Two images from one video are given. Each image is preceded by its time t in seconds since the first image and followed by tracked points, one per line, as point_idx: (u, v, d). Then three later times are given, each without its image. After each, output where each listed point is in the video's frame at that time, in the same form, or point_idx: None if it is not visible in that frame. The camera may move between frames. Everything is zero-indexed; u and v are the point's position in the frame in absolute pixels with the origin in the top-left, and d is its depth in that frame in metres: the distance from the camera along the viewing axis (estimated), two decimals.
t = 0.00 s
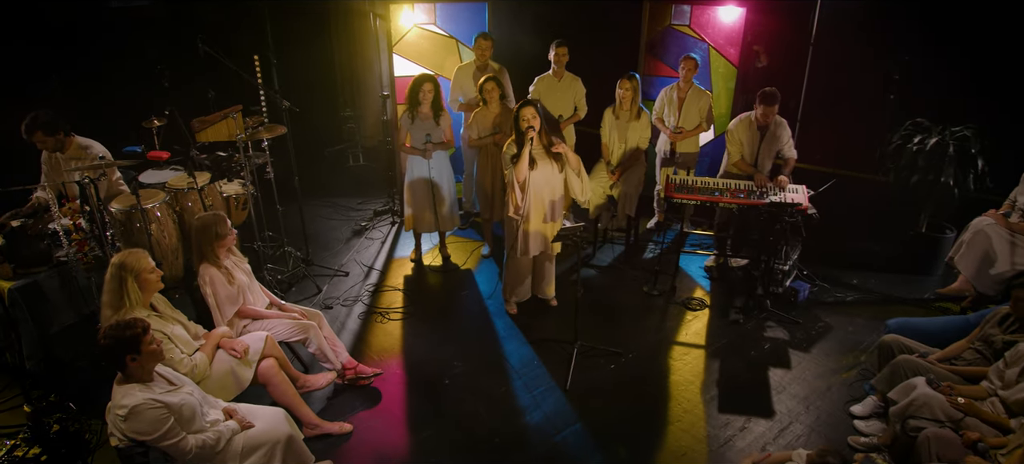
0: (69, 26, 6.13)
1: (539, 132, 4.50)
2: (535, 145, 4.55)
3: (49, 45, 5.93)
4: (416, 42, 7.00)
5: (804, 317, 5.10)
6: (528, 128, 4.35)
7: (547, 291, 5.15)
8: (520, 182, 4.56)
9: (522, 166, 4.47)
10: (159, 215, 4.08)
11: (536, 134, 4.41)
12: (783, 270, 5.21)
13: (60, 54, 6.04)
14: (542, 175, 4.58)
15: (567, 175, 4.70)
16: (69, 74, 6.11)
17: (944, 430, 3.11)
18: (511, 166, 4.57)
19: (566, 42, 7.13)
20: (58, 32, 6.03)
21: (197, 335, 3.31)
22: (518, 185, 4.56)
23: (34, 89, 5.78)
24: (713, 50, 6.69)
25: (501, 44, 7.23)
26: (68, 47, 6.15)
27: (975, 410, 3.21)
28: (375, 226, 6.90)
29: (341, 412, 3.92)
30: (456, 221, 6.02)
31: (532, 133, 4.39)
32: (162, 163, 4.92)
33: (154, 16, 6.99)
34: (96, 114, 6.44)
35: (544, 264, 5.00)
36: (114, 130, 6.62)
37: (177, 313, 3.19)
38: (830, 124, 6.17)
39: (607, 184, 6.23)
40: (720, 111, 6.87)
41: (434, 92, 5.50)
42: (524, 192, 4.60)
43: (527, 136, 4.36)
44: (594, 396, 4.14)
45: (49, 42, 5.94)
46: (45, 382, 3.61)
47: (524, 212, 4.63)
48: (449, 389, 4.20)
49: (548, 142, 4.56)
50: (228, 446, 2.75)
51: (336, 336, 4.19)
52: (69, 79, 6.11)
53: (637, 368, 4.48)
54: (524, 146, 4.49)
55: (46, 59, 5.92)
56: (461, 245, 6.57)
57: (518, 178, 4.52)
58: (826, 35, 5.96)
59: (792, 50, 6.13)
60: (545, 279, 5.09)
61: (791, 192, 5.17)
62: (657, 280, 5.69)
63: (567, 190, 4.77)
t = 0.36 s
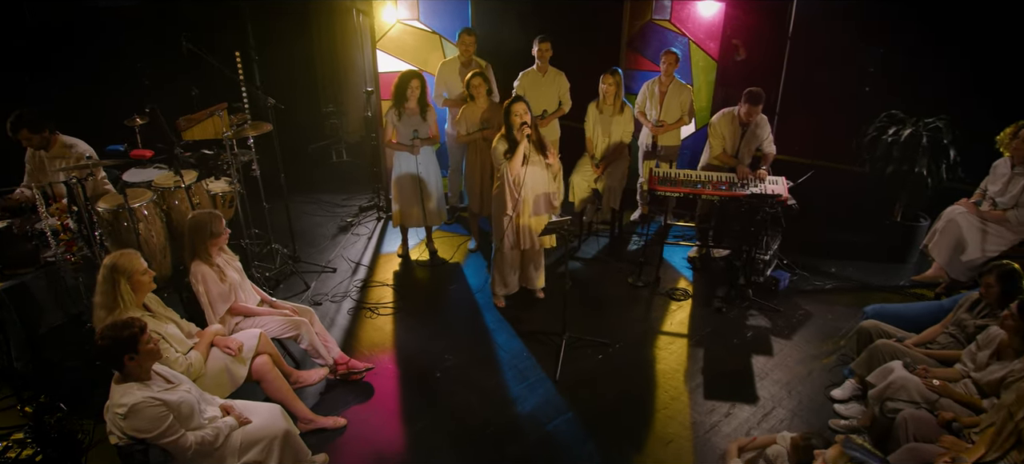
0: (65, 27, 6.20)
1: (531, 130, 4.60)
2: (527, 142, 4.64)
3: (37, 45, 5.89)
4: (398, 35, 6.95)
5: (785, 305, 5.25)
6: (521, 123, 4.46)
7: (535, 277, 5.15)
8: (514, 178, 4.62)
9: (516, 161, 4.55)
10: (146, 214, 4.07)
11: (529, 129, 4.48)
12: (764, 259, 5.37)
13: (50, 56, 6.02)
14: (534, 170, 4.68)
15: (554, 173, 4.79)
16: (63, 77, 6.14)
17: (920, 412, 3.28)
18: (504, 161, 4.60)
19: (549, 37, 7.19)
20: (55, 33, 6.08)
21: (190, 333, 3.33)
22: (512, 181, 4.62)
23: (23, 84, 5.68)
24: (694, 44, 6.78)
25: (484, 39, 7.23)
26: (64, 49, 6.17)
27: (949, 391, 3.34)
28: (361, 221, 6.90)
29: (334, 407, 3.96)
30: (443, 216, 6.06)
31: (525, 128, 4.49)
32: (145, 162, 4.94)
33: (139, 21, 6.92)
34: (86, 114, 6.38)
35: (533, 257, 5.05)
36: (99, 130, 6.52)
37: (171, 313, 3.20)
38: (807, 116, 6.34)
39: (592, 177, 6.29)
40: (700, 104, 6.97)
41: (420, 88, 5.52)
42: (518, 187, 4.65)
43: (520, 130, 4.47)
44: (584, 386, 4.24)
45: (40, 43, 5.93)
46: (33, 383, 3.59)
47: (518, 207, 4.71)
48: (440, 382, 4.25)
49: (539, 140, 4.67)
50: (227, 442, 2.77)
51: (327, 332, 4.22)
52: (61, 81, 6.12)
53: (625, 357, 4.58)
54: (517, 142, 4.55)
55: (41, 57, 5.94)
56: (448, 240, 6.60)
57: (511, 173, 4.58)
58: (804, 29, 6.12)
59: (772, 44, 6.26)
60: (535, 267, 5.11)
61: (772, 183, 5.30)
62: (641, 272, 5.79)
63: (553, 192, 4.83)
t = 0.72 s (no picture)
0: (71, 26, 6.38)
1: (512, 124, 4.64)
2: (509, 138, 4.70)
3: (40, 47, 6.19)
4: (379, 30, 6.71)
5: (765, 293, 5.40)
6: (504, 119, 4.52)
7: (519, 274, 5.23)
8: (495, 172, 4.67)
9: (498, 156, 4.58)
10: (133, 213, 4.05)
11: (511, 125, 4.58)
12: (744, 249, 5.49)
13: (55, 58, 6.30)
14: (514, 168, 4.72)
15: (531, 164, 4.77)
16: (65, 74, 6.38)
17: (895, 393, 3.44)
18: (485, 156, 4.66)
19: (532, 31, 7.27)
20: (57, 32, 6.29)
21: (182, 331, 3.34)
22: (493, 175, 4.66)
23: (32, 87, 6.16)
24: (673, 38, 6.88)
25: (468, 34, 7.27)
26: (68, 48, 6.40)
27: (923, 373, 3.49)
28: (346, 217, 6.90)
29: (326, 401, 4.00)
30: (428, 211, 6.09)
31: (506, 123, 4.54)
32: (127, 160, 4.88)
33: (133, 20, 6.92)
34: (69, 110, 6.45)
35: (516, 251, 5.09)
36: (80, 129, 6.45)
37: (163, 311, 3.21)
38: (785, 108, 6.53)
39: (576, 170, 6.36)
40: (680, 96, 7.09)
41: (404, 84, 5.54)
42: (499, 181, 4.71)
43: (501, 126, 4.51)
44: (573, 375, 4.33)
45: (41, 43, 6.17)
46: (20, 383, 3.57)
47: (499, 202, 4.77)
48: (430, 375, 4.30)
49: (518, 134, 4.70)
50: (224, 437, 2.80)
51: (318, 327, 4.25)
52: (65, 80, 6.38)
53: (612, 346, 4.69)
54: (499, 138, 4.61)
55: (43, 58, 6.21)
56: (434, 234, 6.63)
57: (494, 168, 4.63)
58: (781, 23, 6.29)
59: (748, 39, 6.44)
60: (518, 264, 5.19)
61: (751, 175, 5.42)
62: (626, 263, 5.90)
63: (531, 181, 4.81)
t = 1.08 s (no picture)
0: (70, 26, 6.80)
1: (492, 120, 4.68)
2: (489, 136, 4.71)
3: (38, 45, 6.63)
4: (363, 27, 6.71)
5: (747, 283, 5.54)
6: (484, 116, 4.57)
7: (503, 269, 5.29)
8: (476, 169, 4.70)
9: (479, 152, 4.62)
10: (121, 213, 4.04)
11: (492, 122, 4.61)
12: (727, 240, 5.62)
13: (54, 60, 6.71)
14: (496, 165, 4.78)
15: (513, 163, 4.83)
16: (69, 76, 6.80)
17: (874, 376, 3.58)
18: (465, 153, 4.68)
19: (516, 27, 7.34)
20: (58, 32, 6.74)
21: (176, 329, 3.35)
22: (474, 172, 4.68)
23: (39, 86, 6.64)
24: (654, 33, 6.95)
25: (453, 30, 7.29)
26: (69, 45, 6.80)
27: (900, 357, 3.63)
28: (332, 214, 6.89)
29: (319, 396, 4.03)
30: (413, 207, 6.11)
31: (488, 120, 4.56)
32: (111, 160, 4.84)
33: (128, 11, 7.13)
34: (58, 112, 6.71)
35: (496, 249, 5.18)
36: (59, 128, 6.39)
37: (156, 310, 3.22)
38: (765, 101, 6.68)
39: (560, 165, 6.46)
40: (662, 91, 7.16)
41: (389, 80, 5.57)
42: (480, 178, 4.76)
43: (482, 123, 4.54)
44: (562, 365, 4.42)
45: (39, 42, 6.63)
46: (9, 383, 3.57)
47: (479, 199, 4.80)
48: (422, 368, 4.35)
49: (497, 131, 4.73)
50: (223, 432, 2.84)
51: (309, 323, 4.27)
52: (70, 81, 6.80)
53: (599, 337, 4.78)
54: (481, 134, 4.64)
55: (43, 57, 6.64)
56: (421, 230, 6.65)
57: (475, 165, 4.65)
58: (760, 17, 6.43)
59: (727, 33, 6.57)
60: (501, 258, 5.24)
61: (734, 168, 5.49)
62: (611, 255, 6.00)
63: (515, 176, 4.90)
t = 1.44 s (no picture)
0: (65, 25, 6.69)
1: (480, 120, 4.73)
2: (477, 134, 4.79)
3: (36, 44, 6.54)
4: (350, 26, 6.72)
5: (732, 276, 5.66)
6: (472, 115, 4.61)
7: (494, 265, 5.35)
8: (460, 168, 4.75)
9: (464, 151, 4.67)
10: (113, 214, 4.04)
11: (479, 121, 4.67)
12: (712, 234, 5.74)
13: (49, 60, 6.62)
14: (481, 165, 4.84)
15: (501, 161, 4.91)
16: (63, 74, 6.71)
17: (857, 364, 3.71)
18: (451, 151, 4.74)
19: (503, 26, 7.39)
20: (54, 32, 6.63)
21: (172, 327, 3.38)
22: (458, 170, 4.73)
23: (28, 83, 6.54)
24: (639, 32, 7.05)
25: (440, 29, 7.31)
26: (65, 44, 6.72)
27: (881, 345, 3.76)
28: (321, 213, 6.89)
29: (314, 393, 4.06)
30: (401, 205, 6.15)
31: (474, 119, 4.61)
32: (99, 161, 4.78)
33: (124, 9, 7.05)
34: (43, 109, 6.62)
35: (486, 246, 5.26)
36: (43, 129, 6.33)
37: (153, 309, 3.25)
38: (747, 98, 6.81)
39: (549, 162, 6.55)
40: (647, 89, 7.26)
41: (376, 80, 5.60)
42: (464, 178, 4.80)
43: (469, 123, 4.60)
44: (553, 359, 4.50)
45: (36, 41, 6.53)
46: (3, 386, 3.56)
47: (465, 197, 4.86)
48: (415, 364, 4.40)
49: (485, 130, 4.79)
50: (223, 429, 2.88)
51: (303, 321, 4.30)
52: (63, 79, 6.71)
53: (589, 331, 4.87)
54: (466, 132, 4.69)
55: (38, 58, 6.54)
56: (411, 228, 6.68)
57: (459, 163, 4.70)
58: (742, 16, 6.56)
59: (710, 30, 6.69)
60: (492, 255, 5.31)
61: (718, 163, 5.61)
62: (600, 250, 6.09)
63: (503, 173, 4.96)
